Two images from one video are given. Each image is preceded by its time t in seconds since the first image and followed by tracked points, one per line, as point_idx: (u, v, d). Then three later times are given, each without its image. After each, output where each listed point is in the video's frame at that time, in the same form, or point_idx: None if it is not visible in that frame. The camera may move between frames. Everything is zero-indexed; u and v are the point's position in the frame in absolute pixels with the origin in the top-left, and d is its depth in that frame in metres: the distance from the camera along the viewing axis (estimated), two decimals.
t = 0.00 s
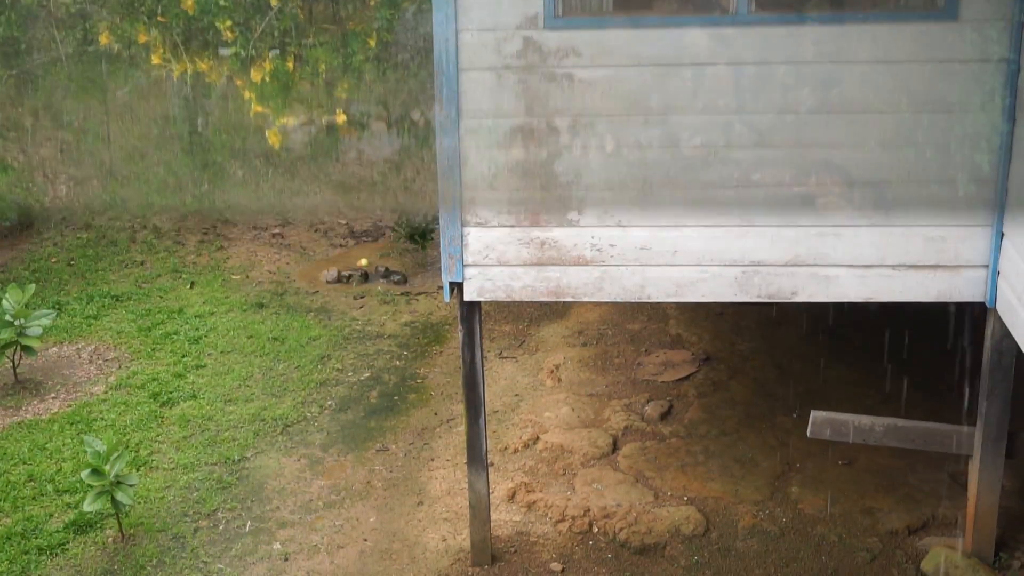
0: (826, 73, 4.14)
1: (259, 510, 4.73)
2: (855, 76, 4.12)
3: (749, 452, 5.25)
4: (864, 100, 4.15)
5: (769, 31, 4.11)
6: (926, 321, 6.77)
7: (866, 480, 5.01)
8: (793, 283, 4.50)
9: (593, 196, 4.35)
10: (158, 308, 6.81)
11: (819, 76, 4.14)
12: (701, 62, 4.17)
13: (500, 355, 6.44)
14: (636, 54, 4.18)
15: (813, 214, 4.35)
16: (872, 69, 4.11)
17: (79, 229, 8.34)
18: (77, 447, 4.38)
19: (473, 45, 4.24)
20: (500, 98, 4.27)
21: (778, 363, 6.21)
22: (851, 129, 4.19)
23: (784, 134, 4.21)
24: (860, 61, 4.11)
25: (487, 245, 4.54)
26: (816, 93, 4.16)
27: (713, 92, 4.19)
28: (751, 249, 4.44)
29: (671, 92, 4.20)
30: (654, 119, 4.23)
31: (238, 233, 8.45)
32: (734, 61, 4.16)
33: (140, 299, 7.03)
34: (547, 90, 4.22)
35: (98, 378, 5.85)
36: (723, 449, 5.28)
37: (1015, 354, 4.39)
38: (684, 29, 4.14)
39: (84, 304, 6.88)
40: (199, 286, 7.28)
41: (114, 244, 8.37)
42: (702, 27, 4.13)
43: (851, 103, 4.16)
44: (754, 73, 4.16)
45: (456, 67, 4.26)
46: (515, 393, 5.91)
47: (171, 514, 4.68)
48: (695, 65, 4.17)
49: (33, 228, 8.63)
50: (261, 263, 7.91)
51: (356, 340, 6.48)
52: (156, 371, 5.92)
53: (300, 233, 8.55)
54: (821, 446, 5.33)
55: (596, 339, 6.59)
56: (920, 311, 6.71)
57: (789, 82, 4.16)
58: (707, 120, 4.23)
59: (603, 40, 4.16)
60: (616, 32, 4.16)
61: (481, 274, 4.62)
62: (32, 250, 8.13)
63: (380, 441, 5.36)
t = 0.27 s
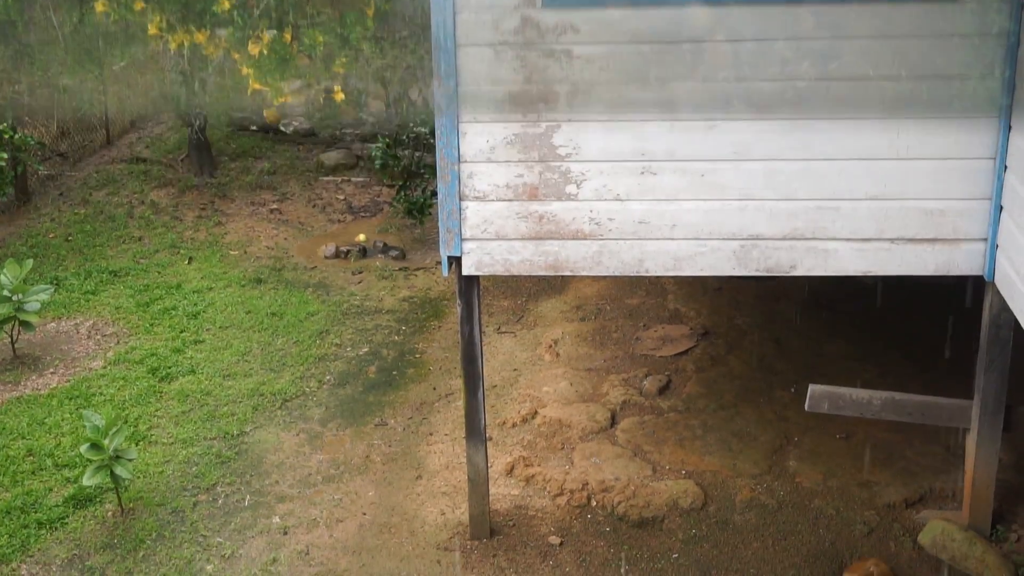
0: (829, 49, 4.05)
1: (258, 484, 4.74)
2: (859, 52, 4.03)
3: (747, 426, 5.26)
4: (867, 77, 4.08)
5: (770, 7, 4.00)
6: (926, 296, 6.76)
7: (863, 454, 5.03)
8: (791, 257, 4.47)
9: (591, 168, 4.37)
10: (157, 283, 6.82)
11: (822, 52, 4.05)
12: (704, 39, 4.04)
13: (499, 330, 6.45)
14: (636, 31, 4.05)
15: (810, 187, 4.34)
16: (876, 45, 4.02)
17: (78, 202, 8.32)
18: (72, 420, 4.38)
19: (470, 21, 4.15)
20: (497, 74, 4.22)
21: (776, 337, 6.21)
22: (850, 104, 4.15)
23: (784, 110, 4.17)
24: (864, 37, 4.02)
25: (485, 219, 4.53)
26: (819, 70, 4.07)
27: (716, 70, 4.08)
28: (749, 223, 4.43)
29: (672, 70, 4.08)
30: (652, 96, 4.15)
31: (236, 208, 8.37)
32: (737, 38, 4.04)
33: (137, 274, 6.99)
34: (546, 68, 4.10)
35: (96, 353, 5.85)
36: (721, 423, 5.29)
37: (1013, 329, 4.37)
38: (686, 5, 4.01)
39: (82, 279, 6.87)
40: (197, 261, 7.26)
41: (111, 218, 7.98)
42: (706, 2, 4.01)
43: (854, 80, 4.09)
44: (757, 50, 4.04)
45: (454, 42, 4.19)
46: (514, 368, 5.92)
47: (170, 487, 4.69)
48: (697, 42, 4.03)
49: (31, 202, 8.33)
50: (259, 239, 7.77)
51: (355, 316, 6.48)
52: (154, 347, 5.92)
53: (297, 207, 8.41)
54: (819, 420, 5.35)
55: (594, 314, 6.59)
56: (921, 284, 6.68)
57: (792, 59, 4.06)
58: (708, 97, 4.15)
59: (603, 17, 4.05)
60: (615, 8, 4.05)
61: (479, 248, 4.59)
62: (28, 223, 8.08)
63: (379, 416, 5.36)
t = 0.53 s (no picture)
0: (823, 22, 4.09)
1: (256, 461, 4.75)
2: (853, 26, 4.08)
3: (745, 403, 5.27)
4: (860, 53, 4.13)
5: None
6: (923, 273, 6.74)
7: (861, 431, 5.04)
8: (789, 233, 4.45)
9: (588, 144, 4.36)
10: (154, 261, 6.81)
11: (816, 26, 4.10)
12: (699, 13, 4.11)
13: (497, 308, 6.44)
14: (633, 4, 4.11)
15: (809, 163, 4.32)
16: (869, 19, 4.07)
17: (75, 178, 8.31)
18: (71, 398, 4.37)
19: None
20: (496, 49, 4.23)
21: (774, 314, 6.21)
22: (846, 79, 4.17)
23: (780, 86, 4.20)
24: (858, 10, 4.07)
25: (483, 195, 4.49)
26: (813, 44, 4.12)
27: (710, 45, 4.15)
28: (747, 199, 4.41)
29: (667, 43, 4.17)
30: (649, 70, 4.22)
31: (233, 185, 8.32)
32: (731, 12, 4.10)
33: (134, 252, 6.98)
34: (544, 41, 4.20)
35: (94, 331, 5.85)
36: (719, 400, 5.30)
37: (1009, 304, 4.34)
38: None
39: (79, 257, 6.86)
40: (195, 240, 7.24)
41: (109, 196, 7.93)
42: None
43: (848, 55, 4.13)
44: (751, 23, 4.12)
45: (451, 17, 4.20)
46: (512, 345, 5.92)
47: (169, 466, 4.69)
48: (692, 16, 4.11)
49: (28, 180, 8.28)
50: (257, 216, 7.75)
51: (352, 294, 6.47)
52: (153, 325, 5.91)
53: (295, 185, 8.38)
54: (817, 396, 5.36)
55: (592, 292, 6.58)
56: (918, 261, 6.65)
57: (786, 33, 4.12)
58: (704, 71, 4.20)
59: None
60: None
61: (476, 225, 4.55)
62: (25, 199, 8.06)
63: (377, 393, 5.37)
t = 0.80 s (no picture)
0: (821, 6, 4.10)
1: (254, 447, 4.75)
2: (850, 9, 4.09)
3: (742, 387, 5.27)
4: (858, 36, 4.13)
5: None
6: (921, 258, 6.73)
7: (858, 415, 5.04)
8: (786, 217, 4.45)
9: (586, 128, 4.36)
10: (152, 247, 6.80)
11: (813, 9, 4.10)
12: None
13: (495, 293, 6.45)
14: None
15: (807, 147, 4.32)
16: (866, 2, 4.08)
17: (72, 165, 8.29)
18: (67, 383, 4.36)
19: None
20: (493, 33, 4.23)
21: (772, 299, 6.21)
22: (844, 62, 4.17)
23: (779, 68, 4.20)
24: None
25: (481, 179, 4.48)
26: (810, 27, 4.13)
27: (708, 29, 4.16)
28: (745, 183, 4.40)
29: (665, 27, 4.18)
30: (647, 54, 4.22)
31: (231, 171, 8.31)
32: None
33: (132, 238, 6.97)
34: (541, 25, 4.21)
35: (92, 317, 5.85)
36: (716, 384, 5.31)
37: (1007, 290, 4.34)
38: None
39: (77, 244, 6.86)
40: (192, 226, 7.24)
41: (106, 183, 7.93)
42: None
43: (845, 39, 4.14)
44: (748, 7, 4.12)
45: None
46: (510, 330, 5.92)
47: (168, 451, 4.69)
48: None
49: (25, 165, 8.28)
50: (254, 202, 7.76)
51: (350, 280, 6.47)
52: (150, 311, 5.91)
53: (292, 171, 8.37)
54: (814, 381, 5.36)
55: (590, 277, 6.58)
56: (917, 246, 6.63)
57: (784, 16, 4.12)
58: (701, 54, 4.21)
59: None
60: None
61: (474, 209, 4.54)
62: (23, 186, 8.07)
63: (375, 378, 5.37)
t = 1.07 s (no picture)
0: None
1: (252, 427, 4.74)
2: None
3: (741, 368, 5.27)
4: (857, 14, 4.13)
5: None
6: (921, 240, 6.71)
7: (857, 395, 5.05)
8: (786, 196, 4.43)
9: (585, 107, 4.35)
10: (148, 229, 6.79)
11: None
12: None
13: (493, 275, 6.44)
14: None
15: (806, 126, 4.31)
16: None
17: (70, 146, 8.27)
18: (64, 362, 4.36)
19: None
20: (492, 11, 4.23)
21: (770, 280, 6.20)
22: (844, 40, 4.17)
23: (778, 46, 4.19)
24: None
25: (479, 158, 4.47)
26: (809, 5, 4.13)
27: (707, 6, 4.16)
28: (744, 162, 4.39)
29: (664, 5, 4.18)
30: (646, 33, 4.22)
31: (228, 153, 8.30)
32: None
33: (129, 220, 6.96)
34: (540, 4, 4.21)
35: (89, 299, 5.84)
36: (715, 364, 5.31)
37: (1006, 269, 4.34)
38: None
39: (74, 226, 6.84)
40: (190, 207, 7.23)
41: (103, 165, 7.91)
42: None
43: (844, 17, 4.14)
44: None
45: None
46: (508, 312, 5.92)
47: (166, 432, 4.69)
48: None
49: (22, 147, 8.28)
50: (252, 183, 7.75)
51: (347, 261, 6.46)
52: (148, 293, 5.90)
53: (289, 152, 8.36)
54: (813, 361, 5.36)
55: (588, 258, 6.58)
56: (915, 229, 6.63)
57: None
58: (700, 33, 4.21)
59: None
60: None
61: (473, 188, 4.53)
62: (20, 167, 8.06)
63: (373, 358, 5.37)
